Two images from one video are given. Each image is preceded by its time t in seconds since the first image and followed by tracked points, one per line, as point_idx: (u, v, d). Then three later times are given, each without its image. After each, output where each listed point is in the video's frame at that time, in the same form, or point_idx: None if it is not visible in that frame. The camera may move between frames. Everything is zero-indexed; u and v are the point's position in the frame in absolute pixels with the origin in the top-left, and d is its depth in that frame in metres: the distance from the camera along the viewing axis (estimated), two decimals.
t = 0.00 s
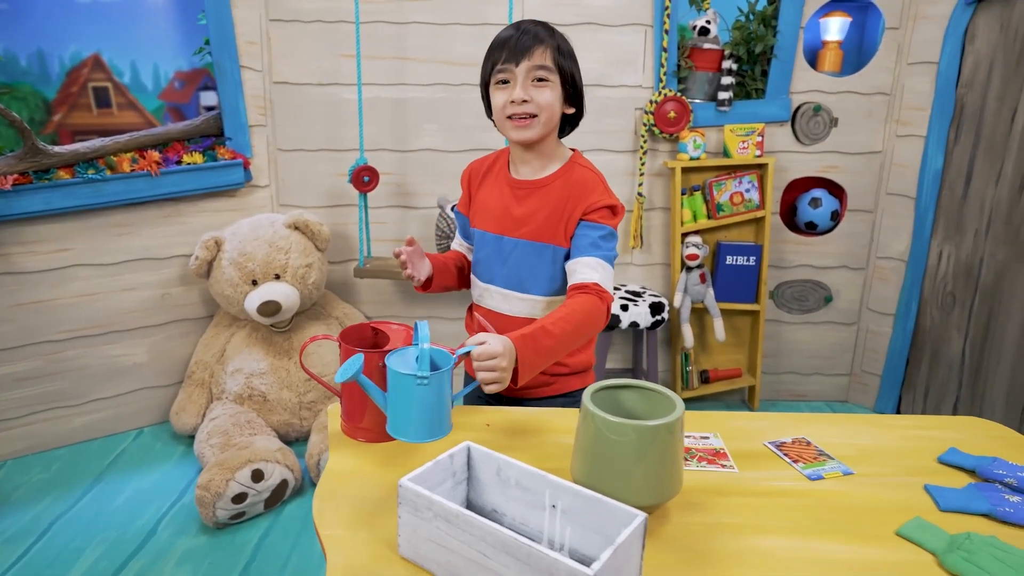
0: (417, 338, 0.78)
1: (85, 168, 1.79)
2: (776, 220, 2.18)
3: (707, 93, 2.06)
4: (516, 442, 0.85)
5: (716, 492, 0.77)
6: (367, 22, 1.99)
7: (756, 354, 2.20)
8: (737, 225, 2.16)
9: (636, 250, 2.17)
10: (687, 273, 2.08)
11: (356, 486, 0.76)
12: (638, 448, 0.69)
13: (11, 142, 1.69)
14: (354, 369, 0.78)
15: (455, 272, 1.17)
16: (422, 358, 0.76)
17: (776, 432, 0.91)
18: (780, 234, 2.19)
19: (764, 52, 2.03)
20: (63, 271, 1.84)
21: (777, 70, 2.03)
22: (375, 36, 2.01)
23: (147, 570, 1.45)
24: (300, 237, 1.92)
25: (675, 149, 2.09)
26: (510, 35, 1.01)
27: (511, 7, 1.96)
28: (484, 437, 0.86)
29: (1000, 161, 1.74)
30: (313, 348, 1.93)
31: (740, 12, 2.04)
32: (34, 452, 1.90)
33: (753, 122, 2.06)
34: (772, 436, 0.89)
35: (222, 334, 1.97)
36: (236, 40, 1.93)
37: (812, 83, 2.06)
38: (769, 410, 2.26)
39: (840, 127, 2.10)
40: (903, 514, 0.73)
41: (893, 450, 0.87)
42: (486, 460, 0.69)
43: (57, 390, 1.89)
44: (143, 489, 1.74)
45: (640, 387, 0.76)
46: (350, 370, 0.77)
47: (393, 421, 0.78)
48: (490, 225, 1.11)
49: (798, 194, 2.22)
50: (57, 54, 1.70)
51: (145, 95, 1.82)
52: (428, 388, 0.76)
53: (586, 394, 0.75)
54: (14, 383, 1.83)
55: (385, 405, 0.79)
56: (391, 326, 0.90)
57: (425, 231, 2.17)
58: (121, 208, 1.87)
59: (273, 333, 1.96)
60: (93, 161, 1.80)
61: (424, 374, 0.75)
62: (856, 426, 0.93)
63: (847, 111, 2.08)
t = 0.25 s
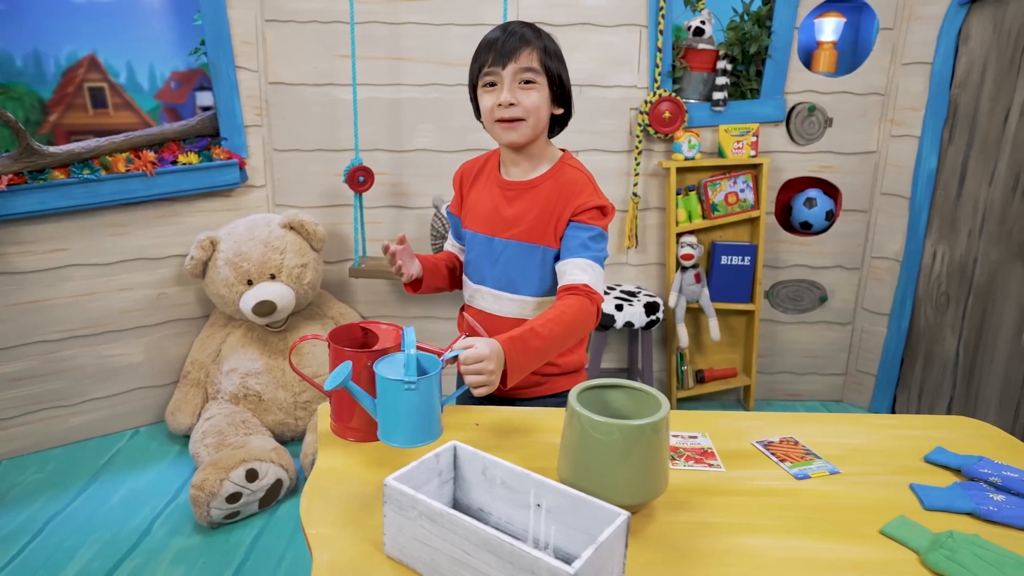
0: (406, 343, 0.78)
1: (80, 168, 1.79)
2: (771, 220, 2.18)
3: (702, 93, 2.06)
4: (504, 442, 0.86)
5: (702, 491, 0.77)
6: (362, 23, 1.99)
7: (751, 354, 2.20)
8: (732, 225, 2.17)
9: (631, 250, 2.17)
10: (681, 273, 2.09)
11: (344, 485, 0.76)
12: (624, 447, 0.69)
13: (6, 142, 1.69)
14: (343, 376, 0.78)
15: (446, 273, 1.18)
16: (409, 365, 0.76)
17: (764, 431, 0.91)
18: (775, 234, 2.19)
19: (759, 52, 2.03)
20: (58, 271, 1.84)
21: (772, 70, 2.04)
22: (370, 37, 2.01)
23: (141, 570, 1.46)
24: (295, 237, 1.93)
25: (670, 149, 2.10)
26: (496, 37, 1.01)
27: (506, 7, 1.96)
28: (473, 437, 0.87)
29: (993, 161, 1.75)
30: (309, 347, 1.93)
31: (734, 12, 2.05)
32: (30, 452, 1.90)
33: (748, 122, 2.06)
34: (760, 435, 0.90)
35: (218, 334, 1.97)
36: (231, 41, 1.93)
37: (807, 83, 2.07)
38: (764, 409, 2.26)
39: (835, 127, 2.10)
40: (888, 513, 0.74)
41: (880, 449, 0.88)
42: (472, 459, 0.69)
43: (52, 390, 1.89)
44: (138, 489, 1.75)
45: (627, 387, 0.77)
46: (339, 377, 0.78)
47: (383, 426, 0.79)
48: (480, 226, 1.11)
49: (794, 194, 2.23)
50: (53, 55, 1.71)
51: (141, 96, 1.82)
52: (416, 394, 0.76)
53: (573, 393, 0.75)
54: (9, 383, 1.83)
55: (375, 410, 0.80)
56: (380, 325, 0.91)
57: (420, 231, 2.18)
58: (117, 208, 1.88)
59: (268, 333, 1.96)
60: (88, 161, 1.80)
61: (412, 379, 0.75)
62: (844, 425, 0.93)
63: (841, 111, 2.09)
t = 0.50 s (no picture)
0: (401, 344, 0.79)
1: (76, 168, 1.80)
2: (766, 220, 2.18)
3: (698, 93, 2.06)
4: (494, 442, 0.86)
5: (691, 491, 0.77)
6: (358, 23, 2.00)
7: (746, 354, 2.20)
8: (728, 225, 2.17)
9: (627, 250, 2.18)
10: (677, 273, 2.09)
11: (334, 485, 0.76)
12: (611, 447, 0.69)
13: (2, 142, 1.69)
14: (338, 378, 0.78)
15: (435, 274, 1.18)
16: (405, 367, 0.77)
17: (754, 432, 0.91)
18: (771, 234, 2.20)
19: (754, 53, 2.03)
20: (54, 271, 1.85)
21: (767, 70, 2.04)
22: (366, 37, 2.01)
23: (136, 569, 1.46)
24: (291, 237, 1.93)
25: (665, 150, 2.10)
26: (477, 42, 1.01)
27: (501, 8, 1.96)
28: (463, 437, 0.87)
29: (987, 161, 1.75)
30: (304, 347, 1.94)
31: (730, 13, 2.05)
32: (27, 451, 1.90)
33: (743, 122, 2.07)
34: (750, 435, 0.90)
35: (214, 334, 1.97)
36: (227, 41, 1.93)
37: (803, 83, 2.07)
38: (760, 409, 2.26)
39: (830, 127, 2.10)
40: (875, 513, 0.74)
41: (870, 449, 0.88)
42: (460, 459, 0.69)
43: (48, 390, 1.89)
44: (134, 489, 1.75)
45: (615, 387, 0.77)
46: (333, 380, 0.78)
47: (377, 426, 0.79)
48: (468, 228, 1.11)
49: (789, 194, 2.23)
50: (50, 55, 1.71)
51: (137, 96, 1.83)
52: (410, 396, 0.77)
53: (561, 394, 0.76)
54: (6, 383, 1.83)
55: (369, 411, 0.80)
56: (372, 325, 0.91)
57: (417, 231, 2.18)
58: (113, 208, 1.88)
59: (264, 333, 1.97)
60: (84, 162, 1.81)
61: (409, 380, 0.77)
62: (834, 425, 0.94)
63: (837, 112, 2.09)
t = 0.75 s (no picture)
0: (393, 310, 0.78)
1: (72, 168, 1.80)
2: (762, 220, 2.19)
3: (694, 94, 2.06)
4: (486, 441, 0.86)
5: (682, 490, 0.77)
6: (354, 24, 2.00)
7: (743, 354, 2.21)
8: (724, 226, 2.17)
9: (623, 250, 2.18)
10: (673, 273, 2.09)
11: (325, 485, 0.76)
12: (600, 446, 0.69)
13: None
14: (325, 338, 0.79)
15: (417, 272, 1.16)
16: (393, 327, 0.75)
17: (746, 431, 0.91)
18: (767, 235, 2.20)
19: (750, 53, 2.04)
20: (51, 271, 1.85)
21: (763, 71, 2.04)
22: (362, 38, 2.01)
23: (131, 569, 1.46)
24: (287, 238, 1.93)
25: (662, 150, 2.10)
26: (457, 47, 1.01)
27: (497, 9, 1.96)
28: (455, 437, 0.87)
29: (982, 161, 1.75)
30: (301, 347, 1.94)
31: (725, 13, 2.05)
32: (23, 452, 1.90)
33: (739, 123, 2.07)
34: (741, 435, 0.90)
35: (210, 334, 1.98)
36: (224, 41, 1.93)
37: (798, 84, 2.07)
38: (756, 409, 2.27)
39: (826, 127, 2.10)
40: (865, 512, 0.74)
41: (860, 448, 0.88)
42: (450, 459, 0.69)
43: (45, 390, 1.90)
44: (131, 489, 1.75)
45: (606, 387, 0.77)
46: (318, 339, 0.79)
47: (360, 392, 0.79)
48: (457, 228, 1.12)
49: (785, 194, 2.23)
50: (46, 56, 1.71)
51: (134, 97, 1.83)
52: (396, 359, 0.75)
53: (551, 393, 0.76)
54: (3, 383, 1.83)
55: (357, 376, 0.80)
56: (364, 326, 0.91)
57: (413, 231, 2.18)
58: (109, 209, 1.88)
59: (260, 333, 1.97)
60: (80, 162, 1.81)
61: (391, 347, 0.75)
62: (825, 425, 0.94)
63: (833, 112, 2.09)
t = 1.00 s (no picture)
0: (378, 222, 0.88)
1: (68, 169, 1.80)
2: (758, 221, 2.19)
3: (690, 94, 2.07)
4: (477, 441, 0.86)
5: (672, 490, 0.78)
6: (351, 25, 2.00)
7: (739, 354, 2.21)
8: (720, 226, 2.18)
9: (620, 251, 2.18)
10: (670, 273, 2.09)
11: (316, 485, 0.76)
12: (589, 446, 0.70)
13: None
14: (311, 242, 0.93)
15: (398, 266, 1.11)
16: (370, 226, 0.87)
17: (736, 431, 0.92)
18: (764, 235, 2.20)
19: (746, 54, 2.04)
20: (47, 271, 1.85)
21: (759, 71, 2.04)
22: (359, 39, 2.02)
23: (127, 569, 1.46)
24: (284, 238, 1.93)
25: (658, 151, 2.10)
26: (450, 39, 1.03)
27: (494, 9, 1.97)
28: (447, 437, 0.87)
29: (978, 162, 1.75)
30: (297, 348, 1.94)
31: (721, 14, 2.05)
32: (20, 452, 1.90)
33: (735, 123, 2.07)
34: (732, 435, 0.91)
35: (206, 335, 1.98)
36: (220, 42, 1.93)
37: (794, 85, 2.08)
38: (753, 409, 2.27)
39: (822, 128, 2.11)
40: (855, 511, 0.75)
41: (851, 448, 0.88)
42: (441, 458, 0.70)
43: (41, 391, 1.90)
44: (126, 489, 1.75)
45: (597, 387, 0.77)
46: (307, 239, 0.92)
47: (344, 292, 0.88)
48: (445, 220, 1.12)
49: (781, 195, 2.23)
50: (43, 56, 1.71)
51: (131, 97, 1.83)
52: (373, 254, 0.85)
53: (542, 394, 0.76)
54: None
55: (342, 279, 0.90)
56: (356, 326, 0.92)
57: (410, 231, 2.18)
58: (105, 209, 1.88)
59: (256, 334, 1.97)
60: (77, 162, 1.81)
61: (371, 250, 0.85)
62: (816, 425, 0.94)
63: (828, 113, 2.10)
